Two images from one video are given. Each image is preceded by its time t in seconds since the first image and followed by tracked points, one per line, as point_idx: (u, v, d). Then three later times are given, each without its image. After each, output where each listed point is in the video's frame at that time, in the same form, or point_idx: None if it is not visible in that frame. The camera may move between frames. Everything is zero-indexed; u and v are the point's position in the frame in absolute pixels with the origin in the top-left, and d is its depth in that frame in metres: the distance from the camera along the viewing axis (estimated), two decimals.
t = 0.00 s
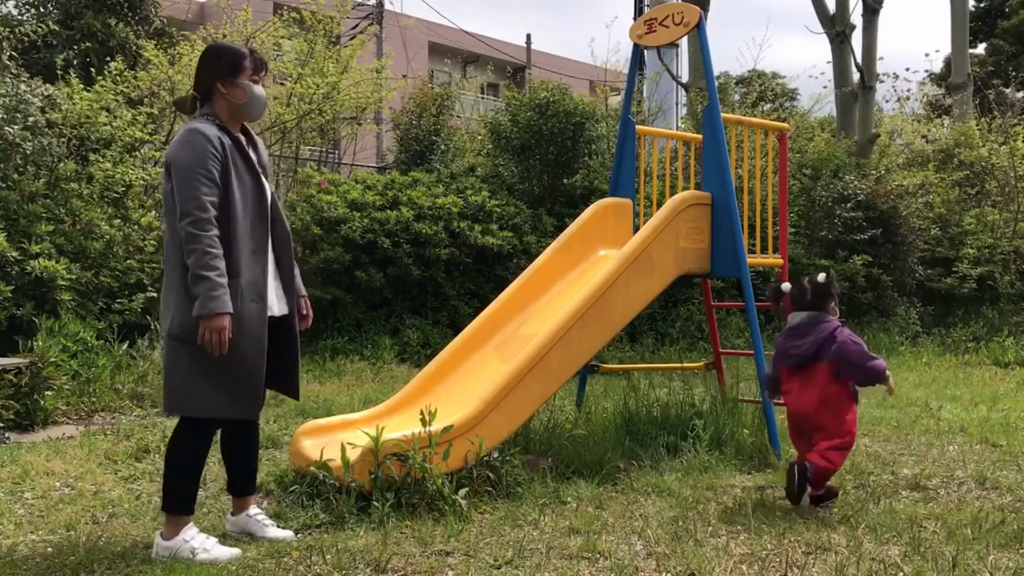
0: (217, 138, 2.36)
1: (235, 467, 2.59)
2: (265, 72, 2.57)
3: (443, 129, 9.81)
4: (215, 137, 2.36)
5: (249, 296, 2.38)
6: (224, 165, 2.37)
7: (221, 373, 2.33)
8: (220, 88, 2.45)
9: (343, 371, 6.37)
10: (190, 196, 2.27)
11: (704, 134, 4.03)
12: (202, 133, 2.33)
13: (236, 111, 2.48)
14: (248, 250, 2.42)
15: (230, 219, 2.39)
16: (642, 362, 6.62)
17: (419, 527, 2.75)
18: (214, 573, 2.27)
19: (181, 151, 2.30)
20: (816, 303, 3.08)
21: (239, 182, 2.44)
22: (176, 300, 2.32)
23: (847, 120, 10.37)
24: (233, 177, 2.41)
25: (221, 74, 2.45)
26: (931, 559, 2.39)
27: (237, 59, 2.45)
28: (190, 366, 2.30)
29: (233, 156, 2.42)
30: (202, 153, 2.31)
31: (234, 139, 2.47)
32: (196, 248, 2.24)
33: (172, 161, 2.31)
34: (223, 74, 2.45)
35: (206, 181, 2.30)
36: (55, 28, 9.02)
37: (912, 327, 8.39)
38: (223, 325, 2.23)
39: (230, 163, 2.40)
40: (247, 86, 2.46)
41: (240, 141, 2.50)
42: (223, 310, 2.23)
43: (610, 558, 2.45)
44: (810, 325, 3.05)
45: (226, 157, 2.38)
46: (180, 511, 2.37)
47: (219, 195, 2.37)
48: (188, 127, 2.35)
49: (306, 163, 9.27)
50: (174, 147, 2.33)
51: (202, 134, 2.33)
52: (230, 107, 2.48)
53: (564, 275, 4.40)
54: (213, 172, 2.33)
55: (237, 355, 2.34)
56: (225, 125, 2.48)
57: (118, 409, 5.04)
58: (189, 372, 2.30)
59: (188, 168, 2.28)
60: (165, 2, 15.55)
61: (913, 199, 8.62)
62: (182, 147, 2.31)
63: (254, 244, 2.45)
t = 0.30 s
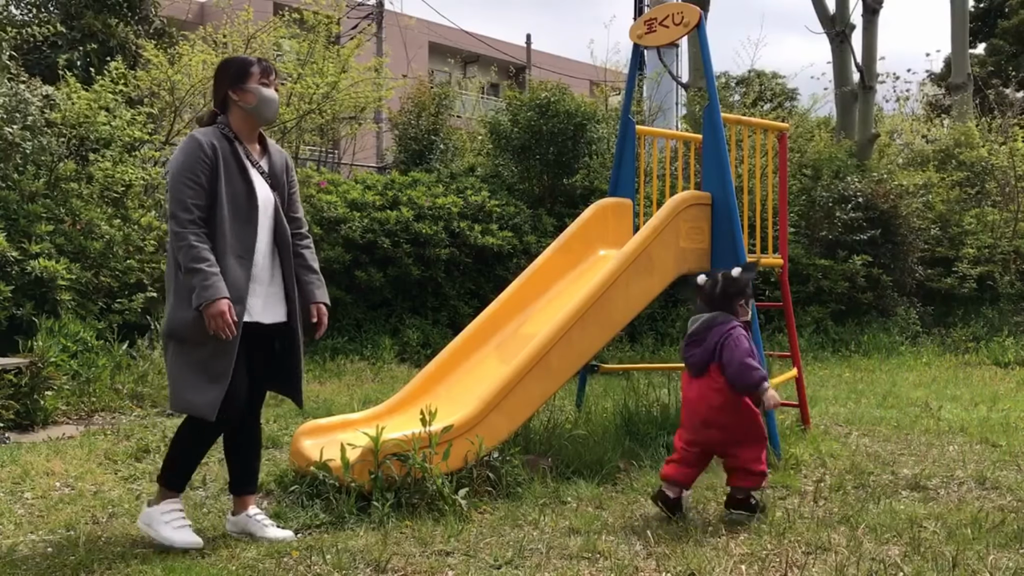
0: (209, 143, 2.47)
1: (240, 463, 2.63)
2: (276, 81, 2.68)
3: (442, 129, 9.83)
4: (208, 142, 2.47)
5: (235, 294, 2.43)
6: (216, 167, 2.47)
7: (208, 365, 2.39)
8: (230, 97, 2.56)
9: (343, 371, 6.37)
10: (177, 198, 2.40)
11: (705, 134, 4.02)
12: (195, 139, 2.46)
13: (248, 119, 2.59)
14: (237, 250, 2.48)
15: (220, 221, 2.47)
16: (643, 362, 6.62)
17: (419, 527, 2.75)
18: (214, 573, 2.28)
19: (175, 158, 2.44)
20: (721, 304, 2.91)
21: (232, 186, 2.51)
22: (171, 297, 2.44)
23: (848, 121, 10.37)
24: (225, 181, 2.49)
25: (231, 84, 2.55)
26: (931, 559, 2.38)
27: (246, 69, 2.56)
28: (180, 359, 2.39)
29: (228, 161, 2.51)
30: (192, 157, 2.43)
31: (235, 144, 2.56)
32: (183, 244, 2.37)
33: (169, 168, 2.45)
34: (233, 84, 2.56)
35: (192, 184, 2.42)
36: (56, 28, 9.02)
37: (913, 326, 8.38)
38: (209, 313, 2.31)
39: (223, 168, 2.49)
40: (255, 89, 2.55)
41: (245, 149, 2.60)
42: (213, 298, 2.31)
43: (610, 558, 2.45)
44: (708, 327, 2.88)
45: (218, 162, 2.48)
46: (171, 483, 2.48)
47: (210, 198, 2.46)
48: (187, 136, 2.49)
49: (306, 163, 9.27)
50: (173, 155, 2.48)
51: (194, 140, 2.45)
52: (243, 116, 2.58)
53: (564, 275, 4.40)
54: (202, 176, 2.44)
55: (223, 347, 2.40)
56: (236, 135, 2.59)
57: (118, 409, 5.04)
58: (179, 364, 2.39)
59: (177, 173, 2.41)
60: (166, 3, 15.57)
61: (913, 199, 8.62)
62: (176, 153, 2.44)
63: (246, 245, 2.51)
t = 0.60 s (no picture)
0: (194, 152, 2.54)
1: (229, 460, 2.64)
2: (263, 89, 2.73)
3: (442, 128, 9.83)
4: (192, 150, 2.53)
5: (209, 300, 2.50)
6: (199, 176, 2.53)
7: (177, 369, 2.49)
8: (217, 106, 2.61)
9: (343, 371, 6.36)
10: (159, 205, 2.47)
11: (704, 134, 4.02)
12: (181, 147, 2.52)
13: (235, 127, 2.64)
14: (214, 257, 2.53)
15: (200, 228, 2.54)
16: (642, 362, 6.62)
17: (419, 527, 2.75)
18: (212, 573, 2.28)
19: (161, 164, 2.52)
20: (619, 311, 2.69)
21: (214, 194, 2.56)
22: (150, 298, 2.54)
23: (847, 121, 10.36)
24: (206, 189, 2.54)
25: (218, 93, 2.61)
26: (931, 560, 2.39)
27: (232, 77, 2.61)
28: (153, 359, 2.50)
29: (212, 168, 2.56)
30: (175, 165, 2.50)
31: (221, 153, 2.60)
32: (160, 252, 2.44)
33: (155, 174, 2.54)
34: (220, 93, 2.61)
35: (174, 192, 2.48)
36: (55, 28, 9.02)
37: (913, 327, 8.39)
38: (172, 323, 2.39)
39: (205, 176, 2.55)
40: (240, 97, 2.59)
41: (231, 157, 2.65)
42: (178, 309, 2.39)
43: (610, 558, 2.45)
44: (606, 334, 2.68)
45: (201, 171, 2.54)
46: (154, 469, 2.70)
47: (191, 206, 2.53)
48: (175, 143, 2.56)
49: (306, 163, 9.27)
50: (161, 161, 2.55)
51: (179, 148, 2.52)
52: (231, 124, 2.63)
53: (564, 275, 4.40)
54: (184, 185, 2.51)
55: (195, 351, 2.49)
56: (224, 143, 2.65)
57: (118, 409, 5.05)
58: (151, 364, 2.50)
59: (160, 180, 2.49)
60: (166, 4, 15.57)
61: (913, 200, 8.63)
62: (163, 160, 2.52)
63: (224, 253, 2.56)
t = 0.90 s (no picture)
0: (161, 161, 2.58)
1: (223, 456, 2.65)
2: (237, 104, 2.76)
3: (443, 129, 9.84)
4: (159, 159, 2.58)
5: (179, 306, 2.54)
6: (165, 185, 2.57)
7: (146, 373, 2.53)
8: (188, 115, 2.65)
9: (343, 371, 6.37)
10: (127, 214, 2.51)
11: (705, 135, 4.02)
12: (145, 156, 2.56)
13: (202, 136, 2.68)
14: (183, 264, 2.57)
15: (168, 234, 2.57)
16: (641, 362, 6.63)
17: (419, 527, 2.75)
18: (212, 573, 2.28)
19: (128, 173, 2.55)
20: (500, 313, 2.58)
21: (181, 202, 2.60)
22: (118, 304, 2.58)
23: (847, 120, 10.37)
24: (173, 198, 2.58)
25: (190, 102, 2.64)
26: (931, 559, 2.38)
27: (207, 91, 2.63)
28: (122, 365, 2.53)
29: (179, 177, 2.61)
30: (143, 174, 2.54)
31: (186, 161, 2.65)
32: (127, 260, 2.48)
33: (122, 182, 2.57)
34: (192, 103, 2.64)
35: (143, 201, 2.52)
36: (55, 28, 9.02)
37: (912, 327, 8.39)
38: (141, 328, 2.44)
39: (172, 185, 2.58)
40: (213, 113, 2.64)
41: (196, 163, 2.69)
42: (144, 316, 2.43)
43: (610, 558, 2.45)
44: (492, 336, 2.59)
45: (167, 179, 2.58)
46: (147, 475, 2.72)
47: (158, 214, 2.57)
48: (142, 153, 2.59)
49: (306, 163, 9.28)
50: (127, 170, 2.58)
51: (146, 157, 2.56)
52: (198, 133, 2.67)
53: (564, 275, 4.39)
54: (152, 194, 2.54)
55: (163, 356, 2.52)
56: (189, 150, 2.68)
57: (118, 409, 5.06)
58: (118, 371, 2.52)
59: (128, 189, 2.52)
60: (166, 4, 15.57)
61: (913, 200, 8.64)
62: (129, 170, 2.56)
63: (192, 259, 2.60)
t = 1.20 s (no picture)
0: (154, 159, 2.60)
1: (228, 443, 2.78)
2: (229, 110, 2.75)
3: (443, 129, 9.84)
4: (151, 158, 2.60)
5: (177, 301, 2.56)
6: (160, 182, 2.60)
7: (148, 369, 2.52)
8: (174, 117, 2.66)
9: (343, 371, 6.36)
10: (124, 212, 2.52)
11: (704, 135, 4.01)
12: (139, 154, 2.57)
13: (187, 138, 2.70)
14: (178, 260, 2.60)
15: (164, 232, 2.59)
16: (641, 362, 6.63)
17: (418, 527, 2.76)
18: (212, 573, 2.28)
19: (122, 171, 2.56)
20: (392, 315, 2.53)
21: (174, 200, 2.63)
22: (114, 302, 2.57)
23: (848, 120, 10.36)
24: (166, 196, 2.61)
25: (178, 105, 2.64)
26: (931, 559, 2.38)
27: (196, 96, 2.63)
28: (120, 362, 2.51)
29: (171, 175, 2.63)
30: (138, 172, 2.55)
31: (177, 160, 2.68)
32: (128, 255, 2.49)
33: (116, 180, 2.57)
34: (179, 106, 2.65)
35: (139, 199, 2.54)
36: (55, 27, 9.01)
37: (912, 327, 8.39)
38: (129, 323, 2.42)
39: (165, 184, 2.61)
40: (197, 117, 2.65)
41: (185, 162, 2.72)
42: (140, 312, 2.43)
43: (610, 558, 2.45)
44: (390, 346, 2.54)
45: (161, 177, 2.60)
46: (147, 476, 2.72)
47: (152, 212, 2.58)
48: (133, 152, 2.61)
49: (306, 163, 9.28)
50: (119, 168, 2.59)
51: (138, 155, 2.57)
52: (182, 134, 2.69)
53: (563, 276, 4.39)
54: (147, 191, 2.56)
55: (162, 351, 2.52)
56: (176, 150, 2.71)
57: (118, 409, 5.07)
58: (117, 369, 2.51)
59: (123, 187, 2.53)
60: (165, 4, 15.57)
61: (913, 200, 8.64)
62: (122, 168, 2.57)
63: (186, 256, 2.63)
